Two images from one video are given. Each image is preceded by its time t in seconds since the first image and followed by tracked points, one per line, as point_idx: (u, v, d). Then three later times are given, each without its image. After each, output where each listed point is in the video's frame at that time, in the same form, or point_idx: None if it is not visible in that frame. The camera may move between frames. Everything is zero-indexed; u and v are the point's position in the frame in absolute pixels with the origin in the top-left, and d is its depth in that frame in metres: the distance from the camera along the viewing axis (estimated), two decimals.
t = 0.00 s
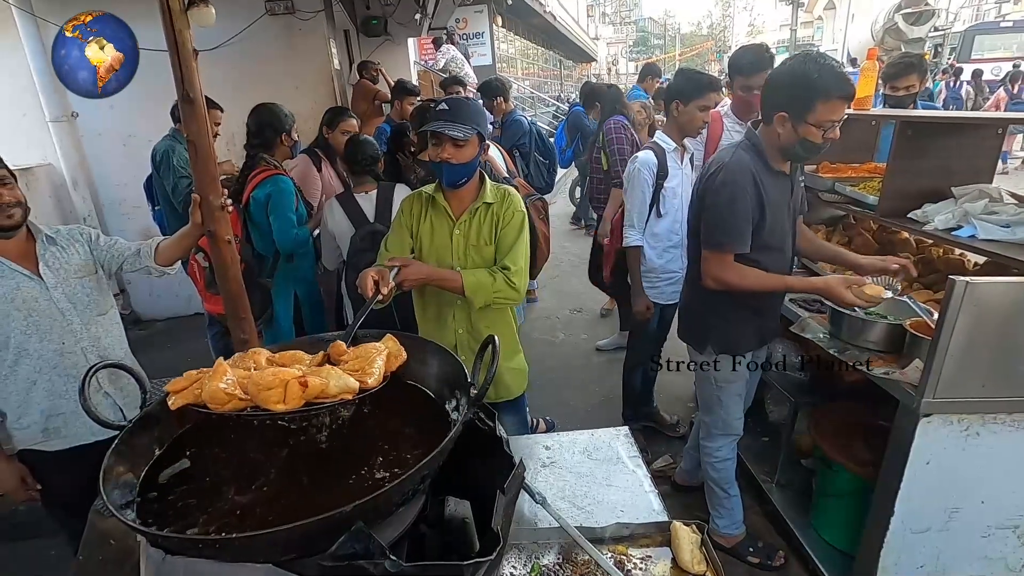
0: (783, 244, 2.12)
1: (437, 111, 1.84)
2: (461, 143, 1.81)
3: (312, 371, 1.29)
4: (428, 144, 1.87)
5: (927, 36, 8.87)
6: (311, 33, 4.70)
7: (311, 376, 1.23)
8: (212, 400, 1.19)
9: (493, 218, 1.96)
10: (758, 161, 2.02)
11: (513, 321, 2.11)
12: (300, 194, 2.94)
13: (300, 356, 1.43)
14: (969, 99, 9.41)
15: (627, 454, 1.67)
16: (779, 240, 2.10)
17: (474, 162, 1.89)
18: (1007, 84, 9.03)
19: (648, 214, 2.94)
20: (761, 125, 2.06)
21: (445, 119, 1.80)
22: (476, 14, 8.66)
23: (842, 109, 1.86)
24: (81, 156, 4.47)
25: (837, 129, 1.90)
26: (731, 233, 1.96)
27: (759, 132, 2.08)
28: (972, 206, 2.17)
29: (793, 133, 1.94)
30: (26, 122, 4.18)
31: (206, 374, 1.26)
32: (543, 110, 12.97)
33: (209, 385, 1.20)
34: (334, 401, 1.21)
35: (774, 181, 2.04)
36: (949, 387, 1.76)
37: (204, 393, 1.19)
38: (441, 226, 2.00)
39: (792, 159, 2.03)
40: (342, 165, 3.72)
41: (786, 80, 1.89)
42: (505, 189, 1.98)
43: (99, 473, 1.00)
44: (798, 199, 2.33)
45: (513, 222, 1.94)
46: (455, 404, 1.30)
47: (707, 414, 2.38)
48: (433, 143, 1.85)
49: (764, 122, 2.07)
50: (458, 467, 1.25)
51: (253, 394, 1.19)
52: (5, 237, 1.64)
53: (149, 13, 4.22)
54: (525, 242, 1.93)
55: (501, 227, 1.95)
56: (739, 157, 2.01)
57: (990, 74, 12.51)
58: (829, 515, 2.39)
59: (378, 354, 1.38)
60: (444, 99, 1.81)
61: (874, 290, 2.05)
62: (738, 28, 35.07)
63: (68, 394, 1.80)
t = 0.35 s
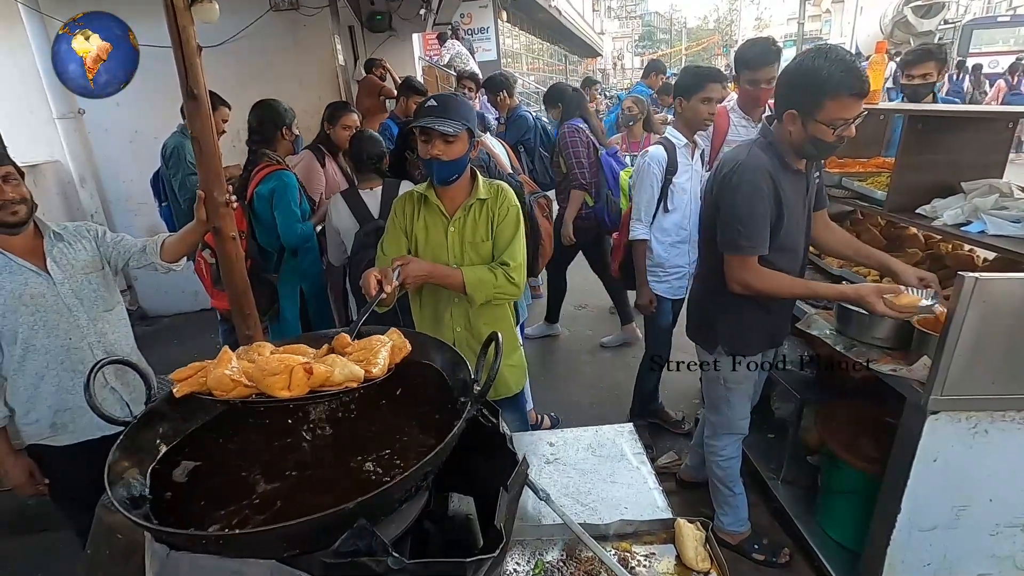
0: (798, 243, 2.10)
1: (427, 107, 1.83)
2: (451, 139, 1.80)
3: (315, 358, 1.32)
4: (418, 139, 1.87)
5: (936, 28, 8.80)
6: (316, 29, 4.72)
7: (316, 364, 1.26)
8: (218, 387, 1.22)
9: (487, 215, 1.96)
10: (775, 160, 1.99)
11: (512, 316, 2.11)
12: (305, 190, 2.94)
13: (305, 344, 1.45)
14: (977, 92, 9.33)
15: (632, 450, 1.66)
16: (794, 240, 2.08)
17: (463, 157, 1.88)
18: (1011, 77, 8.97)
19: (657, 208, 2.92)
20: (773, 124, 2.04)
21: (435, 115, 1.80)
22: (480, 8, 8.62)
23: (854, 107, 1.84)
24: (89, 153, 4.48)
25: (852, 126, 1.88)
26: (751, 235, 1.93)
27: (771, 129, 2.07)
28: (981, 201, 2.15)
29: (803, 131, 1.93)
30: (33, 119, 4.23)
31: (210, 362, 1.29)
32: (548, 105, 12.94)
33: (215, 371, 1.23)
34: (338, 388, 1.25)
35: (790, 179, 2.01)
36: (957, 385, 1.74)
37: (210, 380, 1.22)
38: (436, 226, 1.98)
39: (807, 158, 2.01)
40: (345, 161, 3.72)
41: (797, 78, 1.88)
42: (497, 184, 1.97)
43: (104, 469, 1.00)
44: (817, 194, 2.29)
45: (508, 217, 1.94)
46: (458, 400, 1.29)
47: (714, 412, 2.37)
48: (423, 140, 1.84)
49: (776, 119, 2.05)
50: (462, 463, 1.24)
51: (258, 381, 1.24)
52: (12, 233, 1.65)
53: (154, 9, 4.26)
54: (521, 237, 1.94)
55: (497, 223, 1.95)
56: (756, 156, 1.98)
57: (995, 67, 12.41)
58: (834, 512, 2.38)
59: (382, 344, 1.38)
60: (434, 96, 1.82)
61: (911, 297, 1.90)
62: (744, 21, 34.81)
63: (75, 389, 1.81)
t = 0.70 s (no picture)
0: (801, 240, 2.10)
1: (424, 106, 1.83)
2: (448, 137, 1.80)
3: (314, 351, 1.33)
4: (414, 138, 1.86)
5: (937, 28, 8.79)
6: (316, 26, 4.72)
7: (315, 355, 1.28)
8: (216, 376, 1.23)
9: (483, 212, 1.96)
10: (781, 158, 1.98)
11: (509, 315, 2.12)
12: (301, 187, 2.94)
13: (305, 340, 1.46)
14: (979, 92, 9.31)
15: (631, 449, 1.66)
16: (799, 238, 2.07)
17: (460, 156, 1.87)
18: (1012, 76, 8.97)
19: (654, 206, 2.92)
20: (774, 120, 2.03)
21: (432, 113, 1.80)
22: (481, 6, 8.60)
23: (854, 104, 1.83)
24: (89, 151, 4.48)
25: (853, 120, 1.88)
26: (762, 234, 1.91)
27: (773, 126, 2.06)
28: (982, 200, 2.14)
29: (804, 128, 1.93)
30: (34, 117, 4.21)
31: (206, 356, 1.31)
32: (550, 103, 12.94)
33: (214, 362, 1.25)
34: (337, 380, 1.26)
35: (795, 176, 2.00)
36: (957, 384, 1.74)
37: (208, 369, 1.24)
38: (433, 224, 1.98)
39: (810, 155, 2.01)
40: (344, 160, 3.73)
41: (797, 75, 1.87)
42: (492, 183, 1.98)
43: (103, 467, 0.99)
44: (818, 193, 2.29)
45: (503, 214, 1.94)
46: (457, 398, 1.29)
47: (714, 411, 2.37)
48: (419, 138, 1.84)
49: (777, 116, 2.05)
50: (460, 461, 1.24)
51: (257, 371, 1.25)
52: (10, 230, 1.64)
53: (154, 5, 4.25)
54: (516, 233, 1.95)
55: (493, 221, 1.95)
56: (762, 154, 1.96)
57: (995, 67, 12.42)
58: (834, 512, 2.37)
59: (382, 339, 1.40)
60: (432, 94, 1.82)
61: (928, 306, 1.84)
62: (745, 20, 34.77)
63: (74, 387, 1.80)
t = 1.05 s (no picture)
0: (789, 241, 2.13)
1: (424, 107, 1.82)
2: (447, 141, 1.81)
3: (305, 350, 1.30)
4: (411, 140, 1.86)
5: (926, 30, 8.87)
6: (308, 28, 4.71)
7: (306, 353, 1.25)
8: (206, 374, 1.21)
9: (476, 214, 1.96)
10: (775, 162, 1.99)
11: (501, 317, 2.12)
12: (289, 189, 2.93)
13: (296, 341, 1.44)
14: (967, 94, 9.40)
15: (624, 451, 1.66)
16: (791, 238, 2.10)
17: (457, 160, 1.88)
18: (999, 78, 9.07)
19: (644, 207, 2.93)
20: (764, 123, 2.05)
21: (430, 114, 1.79)
22: (474, 9, 8.63)
23: (846, 107, 1.84)
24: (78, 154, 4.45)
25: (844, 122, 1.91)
26: (764, 239, 1.92)
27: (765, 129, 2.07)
28: (970, 201, 2.16)
29: (796, 131, 1.94)
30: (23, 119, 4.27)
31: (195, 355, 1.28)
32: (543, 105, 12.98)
33: (203, 359, 1.23)
34: (328, 377, 1.24)
35: (787, 178, 2.02)
36: (945, 383, 1.75)
37: (197, 367, 1.21)
38: (426, 226, 1.97)
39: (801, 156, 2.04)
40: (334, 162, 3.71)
41: (789, 79, 1.89)
42: (485, 185, 1.98)
43: (90, 473, 0.98)
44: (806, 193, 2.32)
45: (496, 216, 1.95)
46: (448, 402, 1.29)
47: (707, 411, 2.37)
48: (416, 139, 1.83)
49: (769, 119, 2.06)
50: (451, 465, 1.24)
51: (246, 367, 1.22)
52: None
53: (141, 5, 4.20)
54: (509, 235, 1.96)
55: (486, 223, 1.95)
56: (758, 159, 1.97)
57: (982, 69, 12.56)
58: (825, 511, 2.39)
59: (373, 339, 1.38)
60: (432, 95, 1.81)
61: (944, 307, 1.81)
62: (736, 23, 34.99)
63: (61, 392, 1.79)
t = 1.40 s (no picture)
0: (785, 244, 2.13)
1: (431, 108, 1.79)
2: (453, 145, 1.81)
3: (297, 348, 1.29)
4: (413, 140, 1.85)
5: (918, 30, 8.91)
6: (301, 28, 4.69)
7: (298, 350, 1.25)
8: (196, 370, 1.18)
9: (472, 215, 1.95)
10: (768, 167, 1.99)
11: (495, 317, 2.11)
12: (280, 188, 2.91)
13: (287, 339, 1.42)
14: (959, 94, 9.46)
15: (618, 451, 1.66)
16: (784, 240, 2.10)
17: (458, 163, 1.87)
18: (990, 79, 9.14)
19: (637, 207, 2.94)
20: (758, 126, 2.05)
21: (438, 118, 1.78)
22: (468, 8, 8.61)
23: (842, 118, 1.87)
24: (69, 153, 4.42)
25: (836, 131, 1.93)
26: (756, 244, 1.92)
27: (759, 132, 2.07)
28: (960, 201, 2.18)
29: (792, 137, 1.95)
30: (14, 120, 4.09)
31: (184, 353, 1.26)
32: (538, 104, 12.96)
33: (193, 356, 1.20)
34: (320, 374, 1.23)
35: (781, 183, 2.02)
36: (937, 382, 1.76)
37: (187, 363, 1.19)
38: (421, 226, 1.96)
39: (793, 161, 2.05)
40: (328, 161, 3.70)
41: (790, 86, 1.87)
42: (481, 186, 1.98)
43: (79, 477, 0.97)
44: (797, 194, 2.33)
45: (492, 216, 1.95)
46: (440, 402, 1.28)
47: (701, 410, 2.38)
48: (419, 141, 1.83)
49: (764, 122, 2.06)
50: (445, 465, 1.23)
51: (238, 364, 1.21)
52: None
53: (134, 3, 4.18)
54: (505, 236, 1.96)
55: (482, 223, 1.95)
56: (753, 164, 1.97)
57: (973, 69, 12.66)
58: (818, 509, 2.40)
59: (365, 336, 1.38)
60: (439, 97, 1.79)
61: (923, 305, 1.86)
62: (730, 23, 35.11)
63: (50, 394, 1.77)
